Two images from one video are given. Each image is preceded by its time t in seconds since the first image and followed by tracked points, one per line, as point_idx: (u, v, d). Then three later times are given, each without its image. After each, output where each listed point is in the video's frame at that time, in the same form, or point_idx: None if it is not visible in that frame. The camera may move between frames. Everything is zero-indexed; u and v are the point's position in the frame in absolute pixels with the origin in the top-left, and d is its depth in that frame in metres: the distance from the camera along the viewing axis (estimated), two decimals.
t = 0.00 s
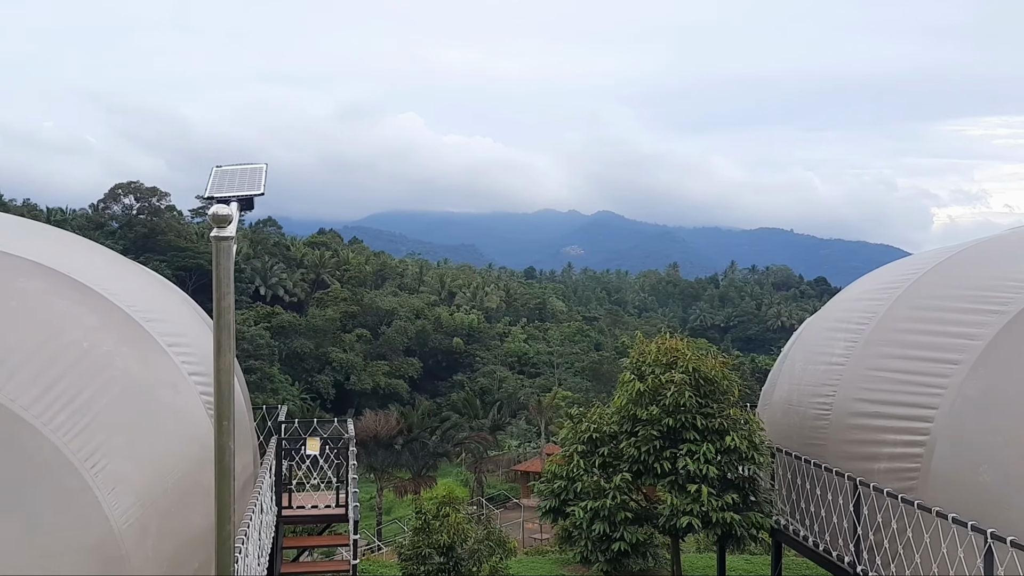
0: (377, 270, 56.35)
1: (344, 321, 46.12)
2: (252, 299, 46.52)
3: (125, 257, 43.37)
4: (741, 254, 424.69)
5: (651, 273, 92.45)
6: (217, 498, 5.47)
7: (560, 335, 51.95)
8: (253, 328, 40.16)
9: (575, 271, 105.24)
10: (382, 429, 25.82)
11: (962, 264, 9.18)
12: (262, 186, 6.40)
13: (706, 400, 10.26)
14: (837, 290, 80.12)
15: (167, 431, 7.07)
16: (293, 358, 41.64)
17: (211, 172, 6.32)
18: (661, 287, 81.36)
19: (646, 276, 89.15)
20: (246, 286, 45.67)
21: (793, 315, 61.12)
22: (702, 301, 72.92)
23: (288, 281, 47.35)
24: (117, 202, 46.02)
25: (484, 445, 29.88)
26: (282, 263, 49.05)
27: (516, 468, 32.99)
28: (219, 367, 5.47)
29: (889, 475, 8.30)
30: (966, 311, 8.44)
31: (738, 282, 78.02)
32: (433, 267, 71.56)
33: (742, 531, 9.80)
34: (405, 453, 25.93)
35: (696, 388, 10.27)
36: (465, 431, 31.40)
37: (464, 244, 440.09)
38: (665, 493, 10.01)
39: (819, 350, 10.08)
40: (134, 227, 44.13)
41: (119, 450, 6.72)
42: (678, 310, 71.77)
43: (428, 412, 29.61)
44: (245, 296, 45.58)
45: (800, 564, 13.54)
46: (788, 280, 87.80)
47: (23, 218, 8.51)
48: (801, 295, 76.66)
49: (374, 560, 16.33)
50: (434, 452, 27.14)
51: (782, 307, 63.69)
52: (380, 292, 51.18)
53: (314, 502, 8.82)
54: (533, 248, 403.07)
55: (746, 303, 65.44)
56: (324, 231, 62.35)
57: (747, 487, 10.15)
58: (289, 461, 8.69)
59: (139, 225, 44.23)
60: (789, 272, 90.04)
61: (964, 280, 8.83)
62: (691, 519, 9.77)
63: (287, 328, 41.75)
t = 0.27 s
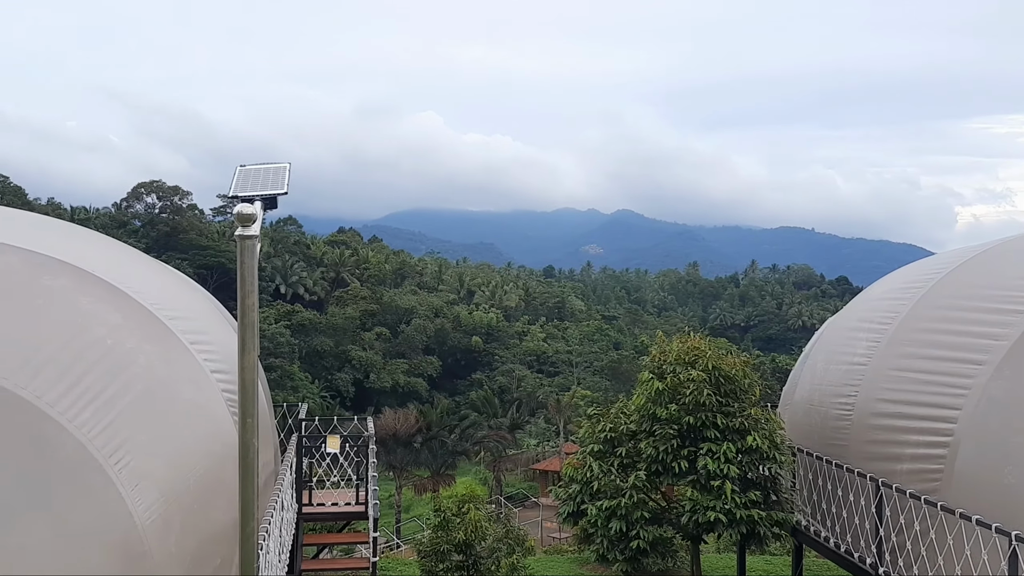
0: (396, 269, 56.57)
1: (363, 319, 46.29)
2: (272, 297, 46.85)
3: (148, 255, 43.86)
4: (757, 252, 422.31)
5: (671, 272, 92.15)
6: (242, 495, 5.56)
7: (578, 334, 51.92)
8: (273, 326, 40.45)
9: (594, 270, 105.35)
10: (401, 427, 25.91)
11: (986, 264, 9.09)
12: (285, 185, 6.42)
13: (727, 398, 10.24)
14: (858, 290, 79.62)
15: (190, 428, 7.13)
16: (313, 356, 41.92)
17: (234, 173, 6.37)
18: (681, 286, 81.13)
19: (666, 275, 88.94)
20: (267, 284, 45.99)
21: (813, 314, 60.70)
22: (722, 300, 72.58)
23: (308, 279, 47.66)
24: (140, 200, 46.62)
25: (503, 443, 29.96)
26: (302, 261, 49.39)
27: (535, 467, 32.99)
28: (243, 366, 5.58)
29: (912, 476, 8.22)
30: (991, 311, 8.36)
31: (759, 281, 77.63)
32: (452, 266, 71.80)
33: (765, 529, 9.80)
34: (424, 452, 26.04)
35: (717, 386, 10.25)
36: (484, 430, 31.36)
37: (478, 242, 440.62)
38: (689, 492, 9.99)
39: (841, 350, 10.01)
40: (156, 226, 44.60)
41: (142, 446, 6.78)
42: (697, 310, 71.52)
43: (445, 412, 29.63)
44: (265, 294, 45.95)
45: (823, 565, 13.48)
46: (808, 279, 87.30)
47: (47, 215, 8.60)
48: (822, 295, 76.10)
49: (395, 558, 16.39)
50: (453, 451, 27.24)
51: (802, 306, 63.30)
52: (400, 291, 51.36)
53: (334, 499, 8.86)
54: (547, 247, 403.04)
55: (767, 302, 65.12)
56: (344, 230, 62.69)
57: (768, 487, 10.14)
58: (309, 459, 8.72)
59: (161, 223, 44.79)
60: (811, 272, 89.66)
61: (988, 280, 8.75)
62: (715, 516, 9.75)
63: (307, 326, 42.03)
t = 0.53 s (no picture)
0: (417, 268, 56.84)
1: (384, 319, 46.50)
2: (294, 297, 47.23)
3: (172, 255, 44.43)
4: (774, 252, 419.48)
5: (693, 272, 91.81)
6: (268, 493, 5.60)
7: (599, 334, 51.89)
8: (295, 326, 40.75)
9: (616, 270, 105.23)
10: (422, 426, 26.06)
11: (1014, 264, 8.98)
12: (311, 186, 6.44)
13: (748, 399, 10.21)
14: (883, 289, 78.83)
15: (214, 427, 7.20)
16: (334, 355, 42.19)
17: (261, 174, 6.46)
18: (702, 286, 80.86)
19: (687, 274, 88.66)
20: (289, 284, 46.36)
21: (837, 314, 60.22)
22: (744, 300, 72.18)
23: (330, 279, 47.97)
24: (164, 201, 47.58)
25: (523, 443, 30.02)
26: (324, 261, 49.76)
27: (555, 467, 32.98)
28: (269, 365, 5.64)
29: (938, 478, 8.14)
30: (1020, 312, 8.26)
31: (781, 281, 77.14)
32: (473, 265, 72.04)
33: (788, 532, 9.75)
34: (444, 451, 26.18)
35: (738, 386, 10.24)
36: (505, 429, 31.35)
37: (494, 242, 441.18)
38: (713, 493, 9.98)
39: (866, 350, 9.92)
40: (180, 226, 45.15)
41: (167, 444, 6.84)
42: (719, 309, 71.20)
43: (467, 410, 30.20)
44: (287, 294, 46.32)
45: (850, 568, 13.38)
46: (832, 279, 86.66)
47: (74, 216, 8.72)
48: (845, 295, 75.49)
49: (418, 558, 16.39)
50: (474, 450, 27.33)
51: (826, 306, 62.85)
52: (421, 290, 51.56)
53: (357, 498, 8.89)
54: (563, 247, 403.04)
55: (789, 302, 64.76)
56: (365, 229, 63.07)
57: (792, 488, 10.08)
58: (332, 458, 8.77)
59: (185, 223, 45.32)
60: (834, 271, 89.16)
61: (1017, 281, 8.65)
62: (740, 518, 9.76)
63: (329, 325, 42.26)
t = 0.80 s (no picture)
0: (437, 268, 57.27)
1: (404, 318, 46.70)
2: (315, 296, 47.59)
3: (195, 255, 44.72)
4: (790, 252, 416.68)
5: (713, 272, 91.41)
6: (292, 493, 5.65)
7: (619, 334, 51.87)
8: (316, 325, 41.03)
9: (635, 270, 105.06)
10: (442, 426, 26.14)
11: None
12: (335, 185, 6.45)
13: (770, 400, 10.24)
14: (906, 289, 78.16)
15: (237, 426, 7.26)
16: (354, 355, 42.40)
17: (284, 174, 6.52)
18: (723, 286, 80.58)
19: (708, 274, 88.49)
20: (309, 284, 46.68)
21: (859, 315, 59.81)
22: (765, 300, 71.83)
23: (350, 279, 48.22)
24: (187, 201, 47.62)
25: (543, 443, 30.00)
26: (344, 261, 50.10)
27: (575, 467, 32.99)
28: (293, 364, 5.70)
29: (963, 480, 8.07)
30: None
31: (802, 281, 76.69)
32: (492, 265, 72.24)
33: (810, 535, 9.70)
34: (464, 451, 26.23)
35: (760, 387, 10.26)
36: (524, 429, 31.39)
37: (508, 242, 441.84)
38: (733, 496, 9.96)
39: (889, 351, 9.84)
40: (203, 226, 45.45)
41: (190, 443, 6.89)
42: (740, 309, 70.87)
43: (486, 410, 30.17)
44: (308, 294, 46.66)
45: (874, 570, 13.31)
46: (854, 279, 86.19)
47: (98, 216, 8.81)
48: (868, 295, 74.91)
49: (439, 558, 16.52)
50: (493, 450, 27.43)
51: (848, 307, 62.44)
52: (440, 290, 51.75)
53: (378, 496, 8.97)
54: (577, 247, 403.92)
55: (811, 302, 64.44)
56: (385, 229, 63.46)
57: (815, 490, 10.11)
58: (353, 457, 8.82)
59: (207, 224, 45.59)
60: (857, 271, 88.65)
61: None
62: (759, 524, 9.69)
63: (349, 325, 42.46)
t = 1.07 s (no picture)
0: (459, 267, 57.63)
1: (426, 318, 46.90)
2: (338, 295, 47.97)
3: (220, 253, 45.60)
4: (808, 252, 413.57)
5: (737, 271, 90.96)
6: (317, 491, 5.69)
7: (642, 334, 51.75)
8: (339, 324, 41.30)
9: (658, 269, 104.95)
10: (464, 425, 26.26)
11: None
12: (360, 185, 6.45)
13: (793, 399, 10.21)
14: (933, 289, 77.32)
15: (261, 424, 7.34)
16: (377, 353, 42.55)
17: (310, 173, 6.57)
18: (747, 285, 80.23)
19: (731, 273, 88.13)
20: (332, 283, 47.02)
21: (884, 314, 59.28)
22: (789, 300, 71.34)
23: (373, 278, 48.52)
24: (212, 201, 48.22)
25: (564, 442, 29.99)
26: (367, 261, 50.42)
27: (597, 467, 32.95)
28: (318, 362, 5.73)
29: (992, 481, 8.00)
30: None
31: (826, 280, 76.05)
32: (514, 264, 72.45)
33: (835, 534, 9.66)
34: (486, 450, 26.46)
35: (783, 386, 10.24)
36: (546, 428, 31.31)
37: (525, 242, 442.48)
38: (757, 495, 9.95)
39: (916, 351, 9.74)
40: (228, 225, 46.27)
41: (215, 440, 6.95)
42: (763, 309, 70.46)
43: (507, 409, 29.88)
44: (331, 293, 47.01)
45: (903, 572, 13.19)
46: (879, 278, 85.45)
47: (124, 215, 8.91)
48: (894, 295, 74.13)
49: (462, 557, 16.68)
50: (514, 450, 27.62)
51: (873, 306, 61.90)
52: (462, 289, 51.94)
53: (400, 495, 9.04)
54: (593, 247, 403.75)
55: (836, 302, 63.97)
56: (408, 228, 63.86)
57: (840, 491, 10.08)
58: (376, 455, 8.88)
59: (232, 224, 46.35)
60: (882, 270, 87.86)
61: None
62: (785, 523, 9.67)
63: (372, 323, 42.64)
